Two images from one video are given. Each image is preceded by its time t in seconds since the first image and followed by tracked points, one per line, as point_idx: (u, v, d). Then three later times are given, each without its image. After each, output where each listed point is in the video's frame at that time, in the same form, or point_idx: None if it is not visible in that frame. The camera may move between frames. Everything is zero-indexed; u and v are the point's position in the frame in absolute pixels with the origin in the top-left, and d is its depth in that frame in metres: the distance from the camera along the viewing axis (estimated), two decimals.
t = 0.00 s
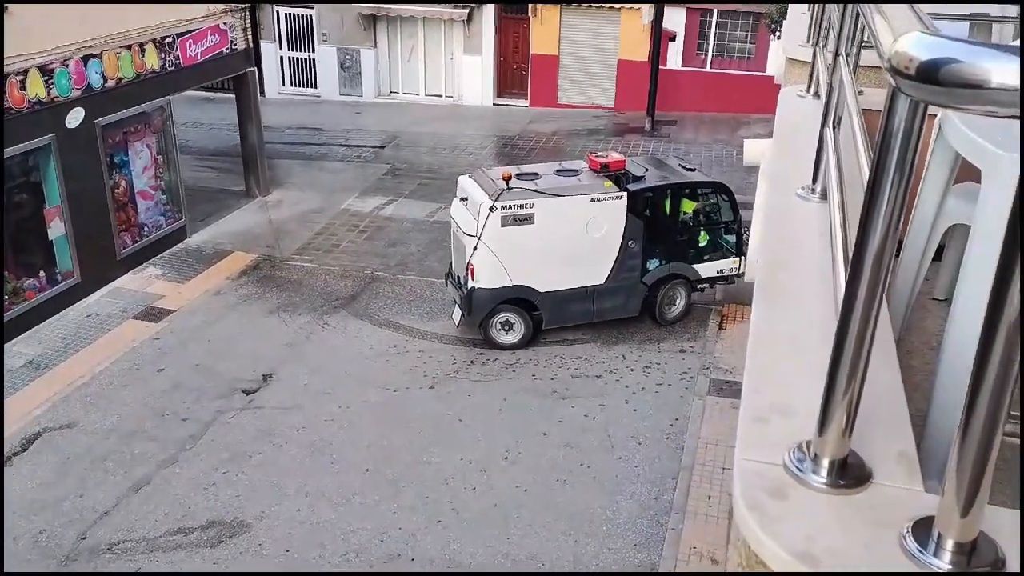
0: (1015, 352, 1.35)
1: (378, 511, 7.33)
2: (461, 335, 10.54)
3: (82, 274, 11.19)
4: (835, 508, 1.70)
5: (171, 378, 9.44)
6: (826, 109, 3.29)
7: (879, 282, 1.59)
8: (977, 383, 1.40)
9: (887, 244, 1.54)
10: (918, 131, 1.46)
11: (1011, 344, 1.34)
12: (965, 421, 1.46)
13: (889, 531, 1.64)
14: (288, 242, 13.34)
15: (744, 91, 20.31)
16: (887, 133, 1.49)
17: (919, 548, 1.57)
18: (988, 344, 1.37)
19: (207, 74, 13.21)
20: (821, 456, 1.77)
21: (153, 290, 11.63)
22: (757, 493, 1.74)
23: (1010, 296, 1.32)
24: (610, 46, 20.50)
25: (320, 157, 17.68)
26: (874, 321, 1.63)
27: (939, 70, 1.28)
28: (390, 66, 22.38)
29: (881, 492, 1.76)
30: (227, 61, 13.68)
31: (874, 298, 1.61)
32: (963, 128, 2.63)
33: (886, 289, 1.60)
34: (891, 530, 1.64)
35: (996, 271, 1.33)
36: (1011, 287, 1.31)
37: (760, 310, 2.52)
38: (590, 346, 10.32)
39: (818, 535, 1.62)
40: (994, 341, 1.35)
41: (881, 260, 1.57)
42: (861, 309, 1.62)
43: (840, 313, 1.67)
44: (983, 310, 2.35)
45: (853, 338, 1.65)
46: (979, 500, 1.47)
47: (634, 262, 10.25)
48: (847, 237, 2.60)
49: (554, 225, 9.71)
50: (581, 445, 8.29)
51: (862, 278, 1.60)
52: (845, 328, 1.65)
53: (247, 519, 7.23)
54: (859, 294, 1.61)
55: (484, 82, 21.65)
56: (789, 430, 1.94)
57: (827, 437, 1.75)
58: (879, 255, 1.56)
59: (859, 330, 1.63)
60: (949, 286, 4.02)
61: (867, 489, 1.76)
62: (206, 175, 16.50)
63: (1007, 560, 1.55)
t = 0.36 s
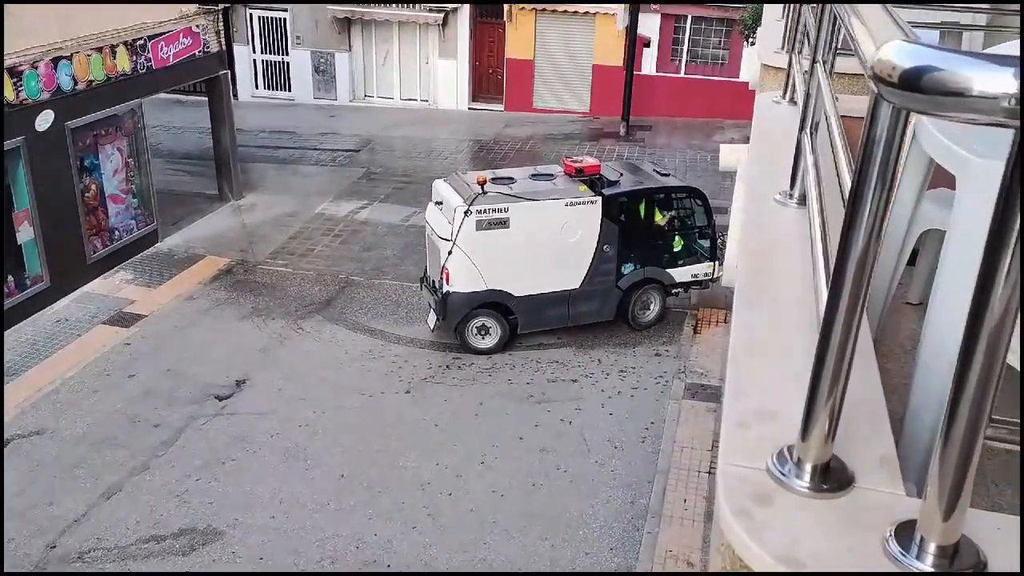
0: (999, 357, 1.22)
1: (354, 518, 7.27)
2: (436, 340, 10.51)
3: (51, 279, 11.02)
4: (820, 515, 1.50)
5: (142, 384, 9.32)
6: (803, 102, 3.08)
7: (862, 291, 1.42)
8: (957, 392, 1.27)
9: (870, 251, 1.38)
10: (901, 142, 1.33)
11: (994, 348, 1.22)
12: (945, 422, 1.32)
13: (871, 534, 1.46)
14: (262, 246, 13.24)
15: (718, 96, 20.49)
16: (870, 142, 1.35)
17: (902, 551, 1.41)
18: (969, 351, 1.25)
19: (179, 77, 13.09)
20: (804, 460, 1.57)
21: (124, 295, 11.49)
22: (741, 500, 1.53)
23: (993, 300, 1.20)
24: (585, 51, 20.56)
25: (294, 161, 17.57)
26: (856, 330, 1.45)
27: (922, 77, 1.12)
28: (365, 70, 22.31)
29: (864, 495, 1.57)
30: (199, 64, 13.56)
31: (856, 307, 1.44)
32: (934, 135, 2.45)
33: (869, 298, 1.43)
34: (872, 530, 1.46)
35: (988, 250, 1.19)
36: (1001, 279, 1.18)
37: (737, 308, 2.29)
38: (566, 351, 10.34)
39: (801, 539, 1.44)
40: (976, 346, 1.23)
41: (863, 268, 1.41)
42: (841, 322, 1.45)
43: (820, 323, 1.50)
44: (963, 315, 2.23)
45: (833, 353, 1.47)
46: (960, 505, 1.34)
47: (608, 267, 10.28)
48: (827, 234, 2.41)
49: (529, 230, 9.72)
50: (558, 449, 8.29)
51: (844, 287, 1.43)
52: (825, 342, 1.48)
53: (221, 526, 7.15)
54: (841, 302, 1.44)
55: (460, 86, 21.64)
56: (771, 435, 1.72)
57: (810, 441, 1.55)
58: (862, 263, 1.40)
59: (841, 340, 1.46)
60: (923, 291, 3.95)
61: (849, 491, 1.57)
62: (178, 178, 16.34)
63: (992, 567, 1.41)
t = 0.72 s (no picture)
0: (995, 366, 1.13)
1: (336, 523, 7.23)
2: (419, 343, 10.49)
3: (30, 282, 10.89)
4: (821, 521, 1.34)
5: (122, 388, 9.23)
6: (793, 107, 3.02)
7: (859, 294, 1.29)
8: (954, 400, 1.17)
9: (868, 253, 1.26)
10: (899, 147, 1.19)
11: (990, 355, 1.13)
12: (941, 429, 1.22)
13: (867, 533, 1.33)
14: (244, 249, 13.17)
15: (699, 100, 20.60)
16: (867, 148, 1.21)
17: (899, 552, 1.27)
18: (966, 357, 1.15)
19: (160, 79, 12.99)
20: (800, 462, 1.42)
21: (103, 299, 11.38)
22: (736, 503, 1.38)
23: (989, 305, 1.11)
24: (568, 56, 20.62)
25: (276, 164, 17.50)
26: (851, 341, 1.33)
27: (921, 82, 1.04)
28: (347, 73, 22.27)
29: (865, 498, 1.42)
30: (181, 66, 13.47)
31: (854, 309, 1.30)
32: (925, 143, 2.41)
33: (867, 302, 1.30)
34: (868, 532, 1.32)
35: (987, 250, 1.09)
36: (998, 282, 1.09)
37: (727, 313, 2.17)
38: (549, 354, 10.33)
39: (796, 541, 1.30)
40: (973, 351, 1.13)
41: (861, 272, 1.28)
42: (838, 324, 1.32)
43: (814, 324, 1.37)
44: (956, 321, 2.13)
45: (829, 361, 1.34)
46: (956, 509, 1.22)
47: (589, 271, 10.30)
48: (820, 236, 2.30)
49: (510, 234, 9.71)
50: (541, 453, 8.29)
51: (839, 289, 1.30)
52: (821, 352, 1.34)
53: (202, 532, 7.09)
54: (836, 305, 1.31)
55: (443, 89, 21.65)
56: (761, 438, 1.57)
57: (808, 441, 1.40)
58: (858, 269, 1.27)
59: (838, 345, 1.33)
60: (909, 296, 3.93)
61: (844, 495, 1.42)
62: (159, 181, 16.23)
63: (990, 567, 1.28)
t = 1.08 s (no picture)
0: (999, 373, 1.11)
1: (328, 527, 7.21)
2: (409, 347, 10.47)
3: (19, 287, 10.83)
4: (824, 524, 1.35)
5: (112, 393, 9.18)
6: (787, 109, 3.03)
7: (863, 299, 1.29)
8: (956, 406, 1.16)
9: (871, 259, 1.25)
10: (903, 154, 1.19)
11: (995, 360, 1.10)
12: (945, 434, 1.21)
13: (870, 536, 1.33)
14: (234, 253, 13.13)
15: (688, 104, 20.68)
16: (870, 153, 1.21)
17: (903, 555, 1.28)
18: (970, 363, 1.13)
19: (150, 83, 12.95)
20: (803, 465, 1.42)
21: (93, 303, 11.33)
22: (739, 506, 1.38)
23: (994, 308, 1.09)
24: (558, 59, 20.65)
25: (266, 167, 17.47)
26: (851, 352, 1.33)
27: (926, 86, 1.04)
28: (337, 76, 22.26)
29: (867, 502, 1.42)
30: (171, 69, 13.43)
31: (857, 315, 1.30)
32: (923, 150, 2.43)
33: (870, 306, 1.30)
34: (871, 535, 1.33)
35: (992, 254, 1.08)
36: (1004, 285, 1.07)
37: (726, 317, 2.17)
38: (541, 358, 10.33)
39: (799, 543, 1.30)
40: (978, 355, 1.11)
41: (863, 276, 1.28)
42: (841, 328, 1.31)
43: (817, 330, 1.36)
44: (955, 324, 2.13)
45: (831, 365, 1.34)
46: (960, 512, 1.22)
47: (578, 274, 10.32)
48: (818, 239, 2.30)
49: (499, 237, 9.72)
50: (533, 456, 8.28)
51: (843, 295, 1.30)
52: (824, 356, 1.34)
53: (192, 536, 7.05)
54: (840, 309, 1.30)
55: (433, 93, 21.65)
56: (764, 442, 1.57)
57: (811, 445, 1.40)
58: (861, 273, 1.27)
59: (841, 349, 1.33)
60: (903, 299, 3.95)
61: (847, 497, 1.42)
62: (148, 185, 16.16)
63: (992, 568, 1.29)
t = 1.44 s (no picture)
0: (1002, 376, 1.11)
1: (324, 531, 7.19)
2: (404, 350, 10.46)
3: (12, 292, 10.79)
4: (827, 525, 1.35)
5: (107, 398, 9.15)
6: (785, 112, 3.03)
7: (865, 301, 1.29)
8: (960, 409, 1.16)
9: (874, 261, 1.26)
10: (905, 157, 1.19)
11: (998, 364, 1.11)
12: (948, 437, 1.21)
13: (874, 538, 1.33)
14: (228, 257, 13.11)
15: (682, 106, 20.71)
16: (873, 156, 1.21)
17: (907, 557, 1.28)
18: (973, 367, 1.14)
19: (143, 87, 12.93)
20: (806, 467, 1.42)
21: (87, 308, 11.30)
22: (741, 506, 1.38)
23: (997, 312, 1.10)
24: (552, 62, 20.69)
25: (260, 171, 17.45)
26: (854, 354, 1.34)
27: (928, 89, 1.04)
28: (331, 79, 22.25)
29: (870, 503, 1.42)
30: (164, 73, 13.41)
31: (860, 317, 1.31)
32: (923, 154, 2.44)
33: (872, 308, 1.31)
34: (875, 537, 1.33)
35: (994, 258, 1.08)
36: (1005, 293, 1.07)
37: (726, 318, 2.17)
38: (536, 360, 10.33)
39: (803, 546, 1.30)
40: (981, 358, 1.12)
41: (867, 278, 1.28)
42: (845, 330, 1.32)
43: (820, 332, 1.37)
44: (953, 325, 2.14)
45: (835, 367, 1.35)
46: (963, 514, 1.22)
47: (571, 277, 10.34)
48: (817, 241, 2.31)
49: (492, 240, 9.72)
50: (529, 459, 8.27)
51: (846, 296, 1.30)
52: (827, 357, 1.35)
53: (188, 541, 7.03)
54: (843, 310, 1.31)
55: (427, 96, 21.66)
56: (767, 445, 1.57)
57: (814, 447, 1.40)
58: (864, 276, 1.27)
59: (844, 351, 1.33)
60: (899, 300, 3.96)
61: (851, 500, 1.42)
62: (142, 189, 16.13)
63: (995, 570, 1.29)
